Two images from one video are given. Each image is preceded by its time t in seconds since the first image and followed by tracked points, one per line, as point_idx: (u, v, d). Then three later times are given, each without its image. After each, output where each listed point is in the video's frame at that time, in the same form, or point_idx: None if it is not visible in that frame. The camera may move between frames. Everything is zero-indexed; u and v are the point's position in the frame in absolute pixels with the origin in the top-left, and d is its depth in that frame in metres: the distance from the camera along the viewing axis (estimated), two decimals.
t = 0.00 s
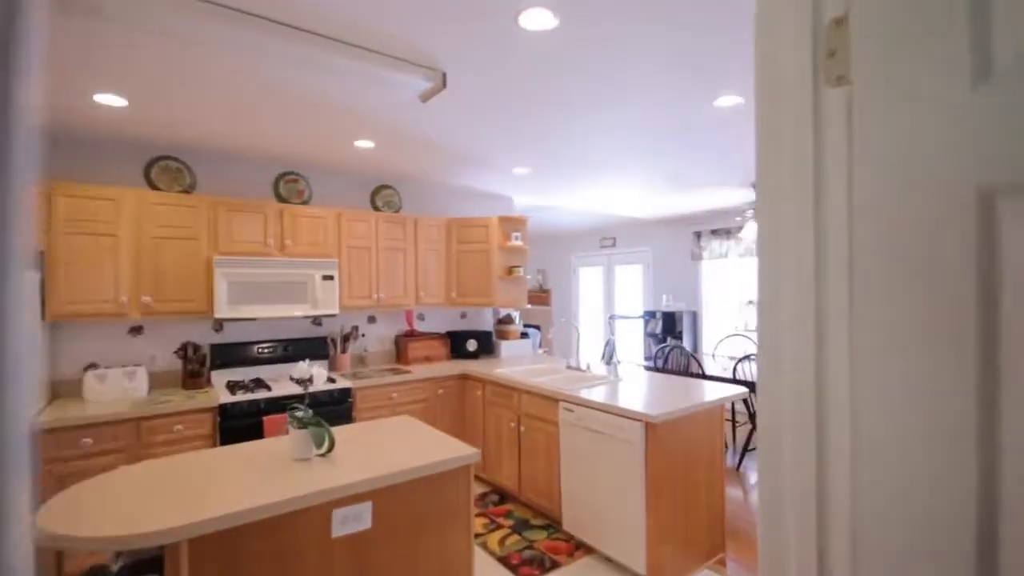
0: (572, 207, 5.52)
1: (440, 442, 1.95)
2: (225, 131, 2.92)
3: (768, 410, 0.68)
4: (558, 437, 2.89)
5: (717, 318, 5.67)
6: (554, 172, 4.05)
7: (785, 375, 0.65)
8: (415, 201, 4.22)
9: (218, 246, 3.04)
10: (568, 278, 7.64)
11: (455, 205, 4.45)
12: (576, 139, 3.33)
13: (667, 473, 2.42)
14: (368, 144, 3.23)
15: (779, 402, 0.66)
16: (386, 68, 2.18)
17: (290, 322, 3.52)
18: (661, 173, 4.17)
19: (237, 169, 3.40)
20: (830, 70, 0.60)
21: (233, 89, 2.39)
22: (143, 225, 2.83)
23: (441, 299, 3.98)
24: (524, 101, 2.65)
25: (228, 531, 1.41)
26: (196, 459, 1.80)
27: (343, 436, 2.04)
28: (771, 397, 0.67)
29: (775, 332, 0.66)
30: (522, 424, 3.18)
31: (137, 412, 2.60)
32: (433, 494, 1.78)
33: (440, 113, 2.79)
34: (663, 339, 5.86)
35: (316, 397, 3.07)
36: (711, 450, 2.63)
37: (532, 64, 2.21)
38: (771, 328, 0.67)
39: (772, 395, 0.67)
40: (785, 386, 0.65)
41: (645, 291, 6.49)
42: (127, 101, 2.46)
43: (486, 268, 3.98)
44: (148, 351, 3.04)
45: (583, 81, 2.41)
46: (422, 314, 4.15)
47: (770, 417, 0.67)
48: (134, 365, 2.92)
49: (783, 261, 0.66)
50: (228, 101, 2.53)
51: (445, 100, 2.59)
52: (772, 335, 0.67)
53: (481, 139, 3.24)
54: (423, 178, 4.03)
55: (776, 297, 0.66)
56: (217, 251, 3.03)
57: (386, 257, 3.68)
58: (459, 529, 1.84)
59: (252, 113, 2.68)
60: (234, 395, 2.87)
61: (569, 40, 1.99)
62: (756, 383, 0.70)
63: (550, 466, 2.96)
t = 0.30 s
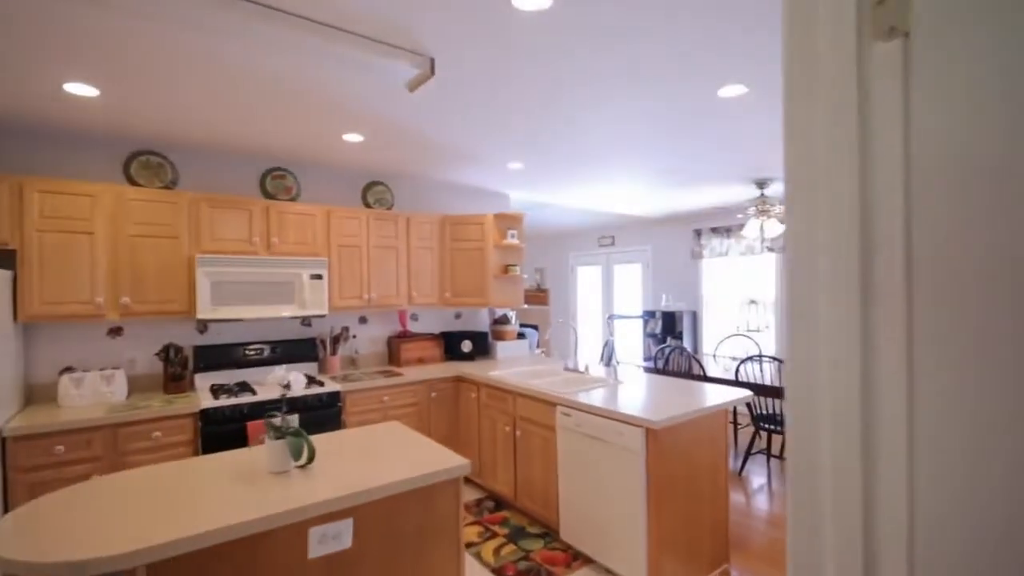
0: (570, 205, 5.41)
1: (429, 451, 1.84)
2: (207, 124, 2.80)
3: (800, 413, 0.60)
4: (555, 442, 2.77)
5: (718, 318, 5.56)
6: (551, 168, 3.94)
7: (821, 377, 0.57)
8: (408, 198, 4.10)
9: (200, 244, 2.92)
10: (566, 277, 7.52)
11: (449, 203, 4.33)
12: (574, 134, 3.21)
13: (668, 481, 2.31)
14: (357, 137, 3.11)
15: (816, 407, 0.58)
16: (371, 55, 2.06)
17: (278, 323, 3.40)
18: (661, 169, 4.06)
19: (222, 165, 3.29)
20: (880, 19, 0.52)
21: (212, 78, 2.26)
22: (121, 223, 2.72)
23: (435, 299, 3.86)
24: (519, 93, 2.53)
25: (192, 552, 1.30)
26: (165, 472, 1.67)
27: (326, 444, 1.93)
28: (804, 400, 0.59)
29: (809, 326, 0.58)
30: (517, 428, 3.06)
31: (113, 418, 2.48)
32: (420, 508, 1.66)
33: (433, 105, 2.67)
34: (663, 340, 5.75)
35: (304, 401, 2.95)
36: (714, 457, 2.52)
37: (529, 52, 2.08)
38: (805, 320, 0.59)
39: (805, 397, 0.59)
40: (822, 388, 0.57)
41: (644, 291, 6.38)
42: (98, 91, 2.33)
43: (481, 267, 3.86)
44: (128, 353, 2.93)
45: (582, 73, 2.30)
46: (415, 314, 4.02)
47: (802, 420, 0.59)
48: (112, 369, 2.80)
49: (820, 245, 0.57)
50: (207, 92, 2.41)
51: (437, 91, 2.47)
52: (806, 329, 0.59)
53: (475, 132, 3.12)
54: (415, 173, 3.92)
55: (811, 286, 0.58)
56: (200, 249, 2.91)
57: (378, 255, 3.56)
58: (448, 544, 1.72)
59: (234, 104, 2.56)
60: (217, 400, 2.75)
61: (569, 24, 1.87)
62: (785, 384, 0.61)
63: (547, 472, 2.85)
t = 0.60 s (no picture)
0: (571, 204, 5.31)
1: (417, 464, 1.73)
2: (192, 118, 2.70)
3: (842, 426, 0.36)
4: (554, 450, 2.65)
5: (722, 318, 5.45)
6: (551, 165, 3.83)
7: (880, 362, 0.34)
8: (404, 196, 4.00)
9: (187, 243, 2.81)
10: (567, 278, 7.41)
11: (447, 201, 4.22)
12: (575, 128, 3.10)
13: (672, 493, 2.19)
14: (348, 132, 3.00)
15: (874, 413, 0.34)
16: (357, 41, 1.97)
17: (269, 325, 3.29)
18: (664, 166, 3.94)
19: (209, 162, 3.18)
20: None
21: (192, 66, 2.15)
22: (103, 222, 2.61)
23: (432, 300, 3.75)
24: (516, 80, 2.42)
25: None
26: (131, 488, 1.56)
27: (309, 457, 1.81)
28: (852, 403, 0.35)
29: (858, 293, 0.34)
30: (516, 434, 2.94)
31: (93, 424, 2.37)
32: (406, 527, 1.55)
33: (426, 96, 2.55)
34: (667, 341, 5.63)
35: (294, 406, 2.84)
36: (721, 466, 2.40)
37: (523, 30, 1.97)
38: (846, 287, 0.35)
39: (853, 414, 0.35)
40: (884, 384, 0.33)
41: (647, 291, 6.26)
42: (74, 82, 2.26)
43: (479, 267, 3.75)
44: (112, 357, 2.82)
45: (581, 53, 2.18)
46: (412, 315, 3.91)
47: (847, 439, 0.35)
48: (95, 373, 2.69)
49: (877, 141, 0.34)
50: (190, 82, 2.31)
51: (429, 79, 2.36)
52: (850, 300, 0.35)
53: (471, 126, 3.01)
54: (412, 171, 3.81)
55: (857, 213, 0.34)
56: (185, 249, 2.81)
57: (372, 255, 3.45)
58: (437, 566, 1.61)
59: (219, 95, 2.46)
60: (203, 405, 2.64)
61: None
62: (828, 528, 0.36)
63: (546, 481, 2.73)
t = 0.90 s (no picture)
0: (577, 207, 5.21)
1: (411, 482, 1.63)
2: (187, 118, 2.63)
3: (925, 464, 0.33)
4: (557, 463, 2.54)
5: (732, 325, 5.32)
6: (557, 167, 3.74)
7: (969, 398, 0.30)
8: (406, 199, 3.92)
9: (182, 246, 2.74)
10: (573, 282, 7.30)
11: (450, 204, 4.14)
12: (581, 129, 3.00)
13: (683, 511, 2.08)
14: (347, 132, 2.91)
15: (958, 446, 0.31)
16: (356, 41, 1.91)
17: (266, 331, 3.21)
18: (672, 169, 3.84)
19: (207, 163, 3.12)
20: None
21: (183, 63, 2.07)
22: (95, 224, 2.55)
23: (434, 306, 3.66)
24: (519, 79, 2.33)
25: None
26: (108, 506, 1.47)
27: (298, 472, 1.72)
28: (927, 430, 0.33)
29: (945, 322, 0.32)
30: (518, 446, 2.83)
31: (81, 433, 2.29)
32: (398, 551, 1.46)
33: (427, 95, 2.46)
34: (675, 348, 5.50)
35: (290, 415, 2.75)
36: (733, 483, 2.29)
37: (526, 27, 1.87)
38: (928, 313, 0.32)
39: (937, 450, 0.32)
40: (967, 415, 0.31)
41: (654, 297, 6.14)
42: (63, 81, 2.19)
43: (482, 271, 3.65)
44: (105, 362, 2.75)
45: (587, 52, 2.09)
46: (413, 321, 3.82)
47: (934, 481, 0.32)
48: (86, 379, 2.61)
49: (953, 152, 0.31)
50: (182, 82, 2.24)
51: (430, 79, 2.28)
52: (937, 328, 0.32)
53: (474, 127, 2.93)
54: (414, 173, 3.73)
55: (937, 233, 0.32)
56: (180, 252, 2.74)
57: (372, 259, 3.36)
58: None
59: (213, 96, 2.39)
60: (196, 413, 2.56)
61: None
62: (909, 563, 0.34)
63: (549, 495, 2.62)
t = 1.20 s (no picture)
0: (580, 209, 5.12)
1: (401, 500, 1.54)
2: (176, 114, 2.54)
3: None
4: (557, 474, 2.43)
5: (737, 330, 5.22)
6: (560, 168, 3.64)
7: None
8: (405, 200, 3.83)
9: (170, 247, 2.66)
10: (575, 286, 7.21)
11: (450, 206, 4.05)
12: (584, 128, 2.91)
13: (690, 529, 1.98)
14: (342, 130, 2.81)
15: None
16: (350, 35, 1.83)
17: (256, 334, 3.12)
18: (678, 171, 3.74)
19: (200, 162, 3.04)
20: None
21: (170, 58, 1.98)
22: (81, 224, 2.46)
23: (431, 309, 3.56)
24: (520, 76, 2.23)
25: None
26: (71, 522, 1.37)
27: (281, 488, 1.62)
28: None
29: None
30: (517, 455, 2.73)
31: (61, 441, 2.20)
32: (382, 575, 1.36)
33: (424, 92, 2.36)
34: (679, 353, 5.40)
35: (281, 420, 2.66)
36: (742, 498, 2.18)
37: (527, 20, 1.76)
38: None
39: None
40: None
41: (658, 302, 6.04)
42: (45, 74, 2.10)
43: (481, 274, 3.56)
44: (90, 366, 2.67)
45: (591, 49, 1.99)
46: (411, 325, 3.73)
47: None
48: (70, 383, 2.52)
49: None
50: (169, 78, 2.15)
51: (427, 76, 2.19)
52: None
53: (474, 126, 2.83)
54: (412, 173, 3.64)
55: None
56: (168, 253, 2.65)
57: (369, 260, 3.27)
58: None
59: (202, 92, 2.30)
60: (182, 419, 2.47)
61: None
62: None
63: (548, 507, 2.51)
